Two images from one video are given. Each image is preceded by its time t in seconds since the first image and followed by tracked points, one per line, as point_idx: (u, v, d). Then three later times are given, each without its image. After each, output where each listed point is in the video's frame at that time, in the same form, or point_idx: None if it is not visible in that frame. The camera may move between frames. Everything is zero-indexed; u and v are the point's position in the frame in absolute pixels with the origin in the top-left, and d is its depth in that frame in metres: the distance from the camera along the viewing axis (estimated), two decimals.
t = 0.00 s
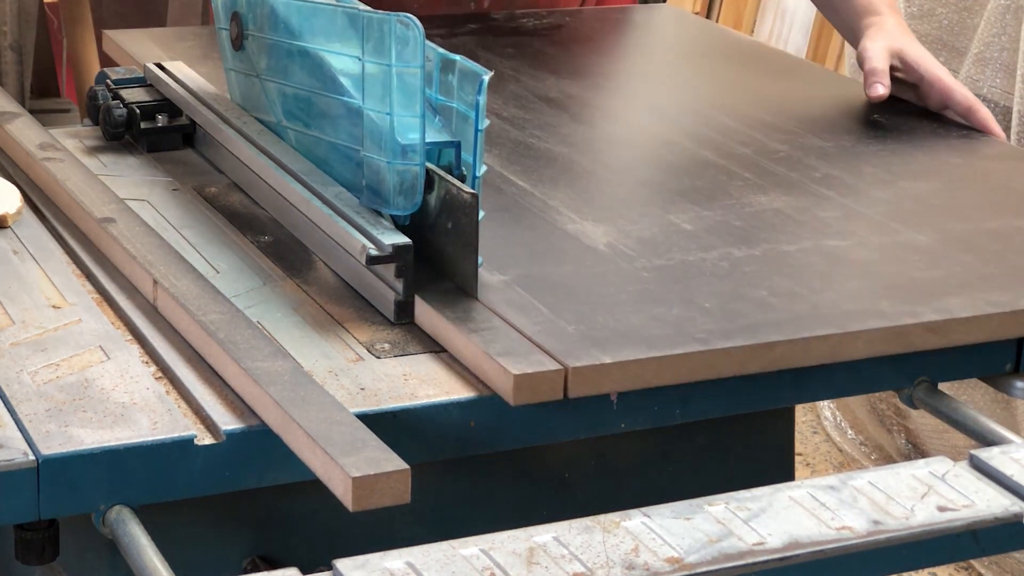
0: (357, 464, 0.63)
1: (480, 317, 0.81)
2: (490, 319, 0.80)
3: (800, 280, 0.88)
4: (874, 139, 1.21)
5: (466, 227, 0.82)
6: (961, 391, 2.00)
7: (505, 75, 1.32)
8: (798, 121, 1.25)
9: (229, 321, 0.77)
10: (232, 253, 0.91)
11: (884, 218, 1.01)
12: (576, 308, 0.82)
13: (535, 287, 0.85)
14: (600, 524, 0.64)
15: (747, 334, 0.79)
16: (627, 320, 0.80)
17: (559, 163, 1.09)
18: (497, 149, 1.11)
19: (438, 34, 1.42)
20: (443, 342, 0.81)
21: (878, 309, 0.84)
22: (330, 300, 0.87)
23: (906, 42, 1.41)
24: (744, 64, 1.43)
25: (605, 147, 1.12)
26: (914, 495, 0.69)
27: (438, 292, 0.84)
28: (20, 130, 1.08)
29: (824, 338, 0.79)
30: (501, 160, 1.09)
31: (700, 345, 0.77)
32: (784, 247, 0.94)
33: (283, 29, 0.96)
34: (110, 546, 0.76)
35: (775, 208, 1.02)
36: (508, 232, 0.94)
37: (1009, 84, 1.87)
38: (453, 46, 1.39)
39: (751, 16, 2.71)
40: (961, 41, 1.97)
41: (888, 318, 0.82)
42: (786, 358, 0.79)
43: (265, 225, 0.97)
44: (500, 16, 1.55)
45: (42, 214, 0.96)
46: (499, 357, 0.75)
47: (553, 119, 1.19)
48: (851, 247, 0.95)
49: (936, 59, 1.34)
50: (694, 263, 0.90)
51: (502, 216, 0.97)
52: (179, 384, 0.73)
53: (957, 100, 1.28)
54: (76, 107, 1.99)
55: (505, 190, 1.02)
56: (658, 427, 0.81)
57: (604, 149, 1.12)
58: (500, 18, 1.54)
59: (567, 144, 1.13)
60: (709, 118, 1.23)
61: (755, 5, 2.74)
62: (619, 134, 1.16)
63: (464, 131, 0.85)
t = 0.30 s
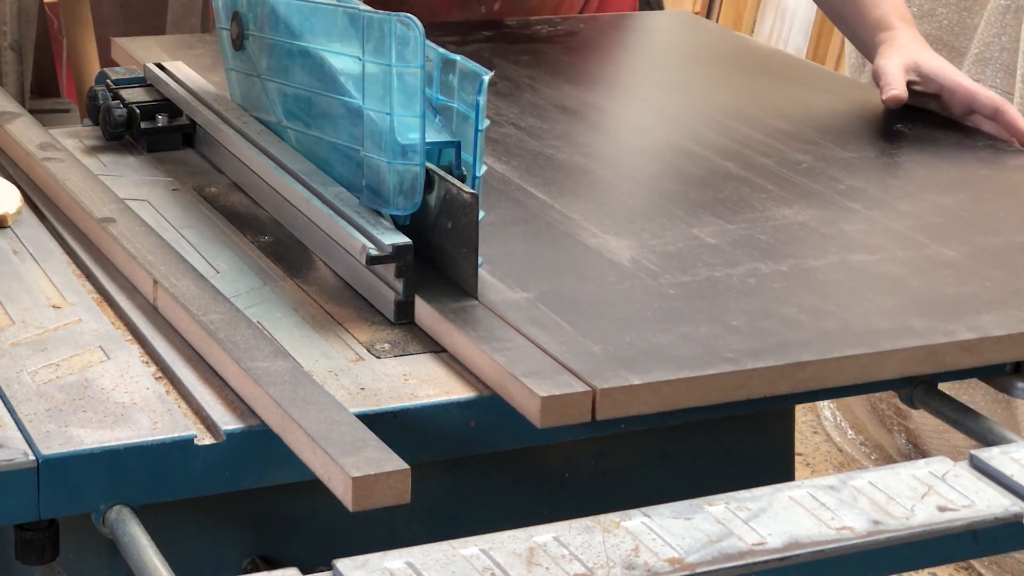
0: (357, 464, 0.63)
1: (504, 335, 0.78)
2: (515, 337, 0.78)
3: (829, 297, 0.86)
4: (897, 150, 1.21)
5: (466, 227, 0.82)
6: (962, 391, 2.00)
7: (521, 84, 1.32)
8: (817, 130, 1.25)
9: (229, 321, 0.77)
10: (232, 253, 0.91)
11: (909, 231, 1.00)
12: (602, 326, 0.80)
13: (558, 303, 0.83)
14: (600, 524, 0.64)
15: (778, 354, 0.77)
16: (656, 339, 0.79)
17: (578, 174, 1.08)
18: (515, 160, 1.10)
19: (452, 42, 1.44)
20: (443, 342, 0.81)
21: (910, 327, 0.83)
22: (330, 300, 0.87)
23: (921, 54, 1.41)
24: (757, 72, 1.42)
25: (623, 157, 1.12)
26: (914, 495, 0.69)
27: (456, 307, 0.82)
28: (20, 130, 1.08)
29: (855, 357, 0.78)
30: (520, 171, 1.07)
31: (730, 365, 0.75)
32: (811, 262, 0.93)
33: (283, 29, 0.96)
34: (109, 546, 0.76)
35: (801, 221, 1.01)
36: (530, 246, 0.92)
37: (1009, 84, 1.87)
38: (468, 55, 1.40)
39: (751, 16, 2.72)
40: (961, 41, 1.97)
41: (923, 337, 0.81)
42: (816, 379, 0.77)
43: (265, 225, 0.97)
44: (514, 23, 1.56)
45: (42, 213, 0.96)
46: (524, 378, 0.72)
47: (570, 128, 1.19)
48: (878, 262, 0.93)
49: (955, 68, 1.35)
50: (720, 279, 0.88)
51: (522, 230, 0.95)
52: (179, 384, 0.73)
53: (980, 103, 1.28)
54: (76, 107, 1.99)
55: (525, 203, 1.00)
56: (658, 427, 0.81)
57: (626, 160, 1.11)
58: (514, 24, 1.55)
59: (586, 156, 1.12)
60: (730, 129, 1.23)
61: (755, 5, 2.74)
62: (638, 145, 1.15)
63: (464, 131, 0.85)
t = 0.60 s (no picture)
0: (357, 464, 0.63)
1: (525, 352, 0.76)
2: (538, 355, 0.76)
3: (855, 312, 0.85)
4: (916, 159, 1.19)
5: (466, 227, 0.82)
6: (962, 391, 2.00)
7: (535, 91, 1.30)
8: (838, 139, 1.23)
9: (229, 321, 0.77)
10: (232, 253, 0.91)
11: (935, 243, 0.98)
12: (626, 342, 0.78)
13: (578, 317, 0.81)
14: (600, 524, 0.64)
15: (805, 372, 0.76)
16: (681, 355, 0.77)
17: (594, 184, 1.06)
18: (531, 169, 1.08)
19: (465, 47, 1.43)
20: (443, 342, 0.81)
21: (939, 343, 0.81)
22: (330, 300, 0.87)
23: (938, 61, 1.41)
24: (768, 78, 1.42)
25: (638, 165, 1.11)
26: (914, 495, 0.69)
27: (475, 323, 0.80)
28: (20, 130, 1.08)
29: (884, 375, 0.77)
30: (536, 181, 1.06)
31: (756, 383, 0.74)
32: (835, 275, 0.91)
33: (284, 29, 0.96)
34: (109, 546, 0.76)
35: (824, 233, 0.99)
36: (549, 260, 0.90)
37: (1009, 84, 1.87)
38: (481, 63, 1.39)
39: (751, 16, 2.72)
40: (961, 41, 1.97)
41: (953, 355, 0.80)
42: (846, 397, 0.76)
43: (265, 225, 0.97)
44: (526, 28, 1.55)
45: (42, 213, 0.96)
46: (547, 398, 0.70)
47: (585, 136, 1.17)
48: (905, 275, 0.92)
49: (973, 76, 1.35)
50: (745, 293, 0.86)
51: (541, 242, 0.93)
52: (179, 384, 0.73)
53: (1003, 110, 1.29)
54: (76, 107, 1.99)
55: (543, 213, 0.99)
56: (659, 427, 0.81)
57: (644, 169, 1.10)
58: (526, 30, 1.54)
59: (604, 165, 1.10)
60: (747, 137, 1.22)
61: (755, 5, 2.74)
62: (655, 155, 1.14)
63: (464, 131, 0.85)
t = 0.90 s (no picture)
0: (357, 464, 0.63)
1: (546, 369, 0.74)
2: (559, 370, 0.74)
3: (880, 327, 0.83)
4: (933, 170, 1.18)
5: (466, 227, 0.82)
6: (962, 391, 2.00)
7: (549, 99, 1.29)
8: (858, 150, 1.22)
9: (229, 321, 0.77)
10: (232, 253, 0.91)
11: (959, 255, 0.97)
12: (650, 357, 0.77)
13: (598, 331, 0.80)
14: (600, 524, 0.64)
15: (833, 389, 0.74)
16: (705, 373, 0.75)
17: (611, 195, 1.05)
18: (546, 179, 1.07)
19: (476, 53, 1.43)
20: (443, 342, 0.81)
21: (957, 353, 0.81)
22: (330, 300, 0.87)
23: (956, 70, 1.41)
24: (779, 85, 1.42)
25: (656, 177, 1.10)
26: (914, 495, 0.69)
27: (495, 338, 0.78)
28: (20, 130, 1.07)
29: (912, 393, 0.75)
30: (551, 192, 1.04)
31: (783, 401, 0.72)
32: (859, 289, 0.90)
33: (285, 29, 0.96)
34: (110, 546, 0.76)
35: (846, 245, 0.98)
36: (567, 273, 0.89)
37: (1009, 84, 1.87)
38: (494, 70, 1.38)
39: (751, 16, 2.72)
40: (961, 41, 1.97)
41: (981, 371, 0.79)
42: (871, 415, 0.74)
43: (265, 225, 0.97)
44: (539, 35, 1.55)
45: (43, 214, 0.96)
46: (570, 416, 0.69)
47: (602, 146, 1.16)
48: (929, 288, 0.91)
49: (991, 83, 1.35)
50: (768, 308, 0.85)
51: (560, 255, 0.92)
52: (179, 384, 0.73)
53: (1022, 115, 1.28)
54: (76, 107, 1.99)
55: (554, 221, 0.98)
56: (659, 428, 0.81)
57: (662, 181, 1.09)
58: (538, 37, 1.54)
59: (622, 176, 1.09)
60: (752, 139, 1.22)
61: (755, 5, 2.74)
62: (671, 165, 1.13)
63: (464, 131, 0.85)
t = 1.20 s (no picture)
0: (357, 464, 0.63)
1: (564, 382, 0.73)
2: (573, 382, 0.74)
3: (900, 339, 0.82)
4: (950, 174, 1.16)
5: (466, 226, 0.82)
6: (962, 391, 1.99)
7: (560, 105, 1.28)
8: (874, 156, 1.20)
9: (229, 321, 0.77)
10: (232, 253, 0.91)
11: (979, 264, 0.96)
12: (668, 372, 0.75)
13: (615, 343, 0.79)
14: (600, 524, 0.64)
15: (854, 404, 0.73)
16: (724, 386, 0.74)
17: (626, 204, 1.03)
18: (560, 187, 1.06)
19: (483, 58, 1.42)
20: (444, 342, 0.81)
21: (956, 353, 0.81)
22: (330, 300, 0.87)
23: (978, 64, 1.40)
24: (791, 87, 1.40)
25: (671, 186, 1.08)
26: (914, 495, 0.69)
27: (511, 350, 0.77)
28: (20, 130, 1.07)
29: (911, 392, 0.75)
30: (565, 201, 1.03)
31: (803, 415, 0.71)
32: (877, 299, 0.89)
33: (284, 29, 0.96)
34: (110, 546, 0.76)
35: (863, 254, 0.97)
36: (583, 284, 0.88)
37: (1010, 84, 1.87)
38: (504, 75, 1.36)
39: (751, 16, 2.72)
40: (962, 41, 1.97)
41: (1005, 385, 0.78)
42: (892, 429, 0.74)
43: (265, 225, 0.97)
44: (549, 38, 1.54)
45: (42, 214, 0.96)
46: (588, 431, 0.68)
47: (616, 154, 1.15)
48: (949, 299, 0.89)
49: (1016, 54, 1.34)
50: (787, 319, 0.84)
51: (575, 267, 0.91)
52: (179, 384, 0.73)
53: None
54: (76, 108, 1.99)
55: (554, 223, 0.98)
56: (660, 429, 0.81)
57: (677, 189, 1.07)
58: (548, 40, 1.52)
59: (636, 185, 1.08)
60: (753, 139, 1.22)
61: (755, 5, 2.75)
62: (685, 172, 1.12)
63: (464, 131, 0.85)
